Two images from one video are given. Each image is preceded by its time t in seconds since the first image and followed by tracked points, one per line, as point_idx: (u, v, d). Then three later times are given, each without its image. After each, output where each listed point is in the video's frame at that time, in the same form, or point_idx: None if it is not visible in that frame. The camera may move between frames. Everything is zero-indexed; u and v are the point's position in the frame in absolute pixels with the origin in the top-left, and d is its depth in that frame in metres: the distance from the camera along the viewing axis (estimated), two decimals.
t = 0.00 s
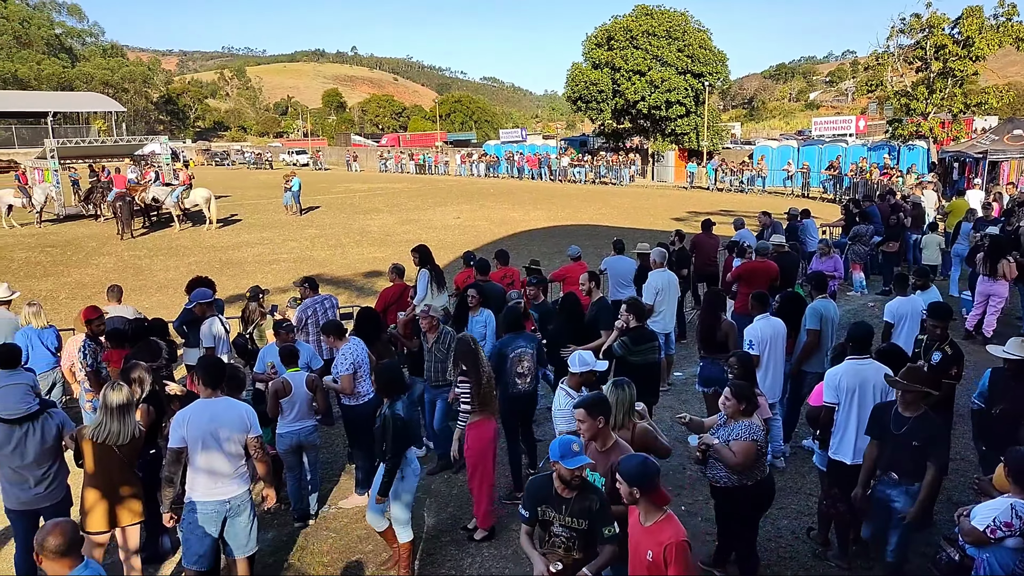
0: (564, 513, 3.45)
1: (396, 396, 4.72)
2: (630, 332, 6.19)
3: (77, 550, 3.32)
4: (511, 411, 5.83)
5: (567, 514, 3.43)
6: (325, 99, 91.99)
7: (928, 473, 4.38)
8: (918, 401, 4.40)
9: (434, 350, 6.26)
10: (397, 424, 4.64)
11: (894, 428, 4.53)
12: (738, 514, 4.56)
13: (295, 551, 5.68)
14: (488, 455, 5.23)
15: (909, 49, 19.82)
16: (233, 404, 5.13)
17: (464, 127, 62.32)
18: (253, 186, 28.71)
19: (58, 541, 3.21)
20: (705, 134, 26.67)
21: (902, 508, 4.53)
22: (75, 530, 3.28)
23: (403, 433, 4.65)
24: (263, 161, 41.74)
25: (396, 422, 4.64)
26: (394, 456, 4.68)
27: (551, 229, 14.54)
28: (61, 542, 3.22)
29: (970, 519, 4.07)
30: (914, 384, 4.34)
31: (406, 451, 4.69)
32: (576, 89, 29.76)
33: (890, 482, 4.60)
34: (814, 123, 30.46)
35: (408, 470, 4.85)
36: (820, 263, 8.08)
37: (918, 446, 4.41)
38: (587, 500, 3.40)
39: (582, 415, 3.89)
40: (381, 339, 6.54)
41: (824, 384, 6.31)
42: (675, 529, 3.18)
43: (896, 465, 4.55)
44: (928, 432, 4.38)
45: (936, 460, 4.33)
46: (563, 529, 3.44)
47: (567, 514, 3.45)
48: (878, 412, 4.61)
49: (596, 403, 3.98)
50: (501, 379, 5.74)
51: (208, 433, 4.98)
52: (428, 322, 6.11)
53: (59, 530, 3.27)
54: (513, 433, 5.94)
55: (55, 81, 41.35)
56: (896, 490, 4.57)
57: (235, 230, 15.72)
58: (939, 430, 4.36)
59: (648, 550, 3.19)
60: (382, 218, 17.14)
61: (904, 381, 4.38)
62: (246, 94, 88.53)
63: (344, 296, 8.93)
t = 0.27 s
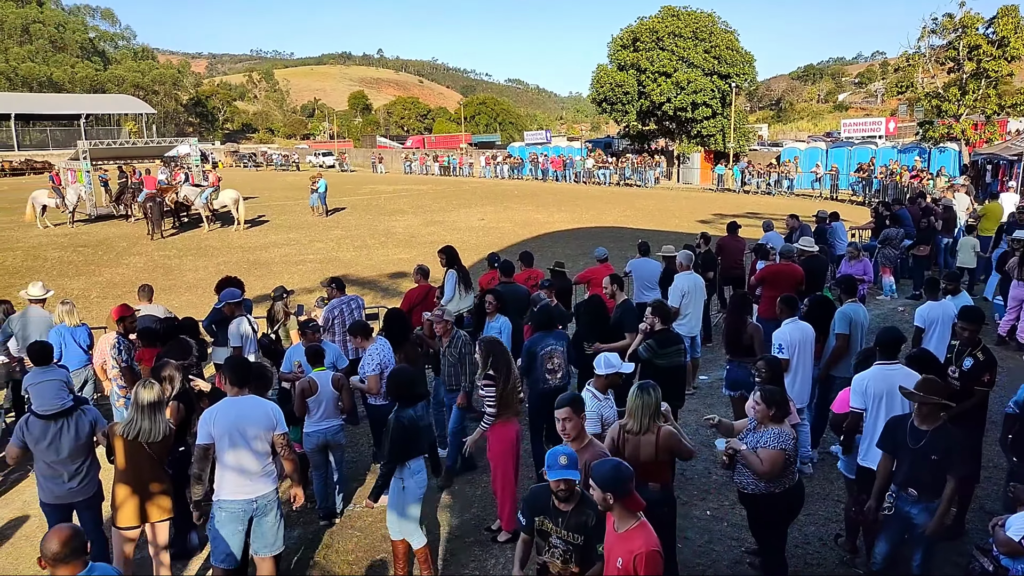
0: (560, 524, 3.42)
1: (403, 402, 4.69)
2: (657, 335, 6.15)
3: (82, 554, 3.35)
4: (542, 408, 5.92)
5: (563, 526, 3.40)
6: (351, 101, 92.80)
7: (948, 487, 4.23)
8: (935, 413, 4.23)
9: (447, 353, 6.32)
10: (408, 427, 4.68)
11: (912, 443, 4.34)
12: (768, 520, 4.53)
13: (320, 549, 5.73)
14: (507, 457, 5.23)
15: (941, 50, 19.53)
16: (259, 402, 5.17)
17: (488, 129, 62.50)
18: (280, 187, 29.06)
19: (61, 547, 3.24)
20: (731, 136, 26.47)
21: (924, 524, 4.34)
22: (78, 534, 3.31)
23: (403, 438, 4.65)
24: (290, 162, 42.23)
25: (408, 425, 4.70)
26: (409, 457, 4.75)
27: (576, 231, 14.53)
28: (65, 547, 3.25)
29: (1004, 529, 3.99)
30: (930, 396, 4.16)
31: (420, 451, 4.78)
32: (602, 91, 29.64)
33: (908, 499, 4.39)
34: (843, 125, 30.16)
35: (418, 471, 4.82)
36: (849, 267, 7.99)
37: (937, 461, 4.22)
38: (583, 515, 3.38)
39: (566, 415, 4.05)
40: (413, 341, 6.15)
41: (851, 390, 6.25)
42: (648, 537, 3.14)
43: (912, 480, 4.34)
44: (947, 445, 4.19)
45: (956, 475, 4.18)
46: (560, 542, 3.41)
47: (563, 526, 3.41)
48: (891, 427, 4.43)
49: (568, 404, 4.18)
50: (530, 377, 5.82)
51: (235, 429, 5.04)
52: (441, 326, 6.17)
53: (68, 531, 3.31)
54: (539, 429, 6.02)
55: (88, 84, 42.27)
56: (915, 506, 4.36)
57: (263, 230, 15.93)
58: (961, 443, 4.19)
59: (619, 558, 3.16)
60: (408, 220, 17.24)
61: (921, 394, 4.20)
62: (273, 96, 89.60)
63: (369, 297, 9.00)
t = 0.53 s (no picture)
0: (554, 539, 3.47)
1: (419, 404, 4.63)
2: (685, 336, 6.11)
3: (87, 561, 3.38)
4: (575, 405, 6.00)
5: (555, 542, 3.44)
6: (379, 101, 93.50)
7: (964, 506, 3.91)
8: (946, 429, 3.93)
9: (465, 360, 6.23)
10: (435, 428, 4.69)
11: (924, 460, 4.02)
12: (799, 526, 4.47)
13: (348, 544, 5.79)
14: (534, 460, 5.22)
15: (980, 48, 19.12)
16: (288, 398, 5.22)
17: (516, 129, 62.55)
18: (309, 186, 29.38)
19: (64, 555, 3.26)
20: (762, 136, 26.18)
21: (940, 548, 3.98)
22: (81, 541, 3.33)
23: (415, 439, 4.60)
24: (320, 161, 42.68)
25: (429, 428, 4.65)
26: (433, 458, 4.70)
27: (604, 230, 14.48)
28: (69, 554, 3.28)
29: None
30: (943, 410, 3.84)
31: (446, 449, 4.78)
32: (630, 90, 29.49)
33: (923, 521, 4.04)
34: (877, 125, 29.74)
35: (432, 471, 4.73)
36: (883, 269, 7.86)
37: (953, 479, 3.91)
38: (573, 535, 3.38)
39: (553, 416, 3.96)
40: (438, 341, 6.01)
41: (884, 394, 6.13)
42: (622, 556, 3.12)
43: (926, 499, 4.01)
44: (961, 463, 3.88)
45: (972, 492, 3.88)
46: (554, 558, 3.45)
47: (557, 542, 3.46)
48: (902, 442, 4.13)
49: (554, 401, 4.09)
50: (562, 374, 5.90)
51: (264, 424, 5.11)
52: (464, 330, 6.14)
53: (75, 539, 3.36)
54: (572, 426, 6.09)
55: (125, 84, 43.10)
56: (931, 529, 4.01)
57: (294, 229, 16.12)
58: (977, 461, 3.88)
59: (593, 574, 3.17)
60: (435, 219, 17.32)
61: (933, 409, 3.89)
62: (304, 96, 90.59)
63: (397, 295, 9.07)
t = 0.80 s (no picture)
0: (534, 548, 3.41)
1: (435, 407, 4.62)
2: (710, 337, 6.08)
3: (92, 561, 3.40)
4: (598, 407, 5.98)
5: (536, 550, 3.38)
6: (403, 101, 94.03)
7: (989, 517, 3.95)
8: (963, 440, 3.89)
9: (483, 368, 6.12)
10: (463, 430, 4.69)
11: (939, 473, 4.02)
12: (825, 531, 4.41)
13: (372, 541, 5.84)
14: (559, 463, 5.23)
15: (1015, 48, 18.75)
16: (314, 395, 5.29)
17: (540, 130, 62.52)
18: (334, 186, 29.62)
19: (68, 554, 3.30)
20: (789, 137, 25.91)
21: (963, 562, 4.02)
22: (84, 542, 3.36)
23: (428, 442, 4.57)
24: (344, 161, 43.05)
25: (446, 432, 4.62)
26: (454, 463, 4.65)
27: (628, 232, 14.44)
28: (74, 554, 3.31)
29: None
30: (960, 423, 3.81)
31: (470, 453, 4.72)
32: (655, 91, 29.34)
33: (941, 534, 4.08)
34: (907, 127, 29.30)
35: (452, 475, 4.66)
36: (911, 272, 7.76)
37: (972, 490, 3.92)
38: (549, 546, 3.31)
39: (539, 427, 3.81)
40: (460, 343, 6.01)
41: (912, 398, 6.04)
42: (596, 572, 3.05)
43: (943, 512, 4.03)
44: (980, 475, 3.89)
45: (995, 504, 3.91)
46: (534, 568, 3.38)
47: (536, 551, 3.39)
48: (914, 453, 4.09)
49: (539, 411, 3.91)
50: (587, 376, 5.90)
51: (289, 421, 5.16)
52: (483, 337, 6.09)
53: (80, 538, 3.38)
54: (596, 426, 6.09)
55: (154, 85, 43.82)
56: (949, 542, 4.05)
57: (319, 228, 16.27)
58: (992, 469, 3.89)
59: None
60: (458, 219, 17.38)
61: (949, 421, 3.85)
62: (329, 96, 91.41)
63: (420, 295, 9.12)
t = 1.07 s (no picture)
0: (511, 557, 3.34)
1: (452, 411, 4.60)
2: (733, 340, 6.02)
3: (106, 558, 3.43)
4: (622, 409, 5.95)
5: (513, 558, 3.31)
6: (426, 102, 94.43)
7: (1019, 547, 3.81)
8: (993, 463, 3.78)
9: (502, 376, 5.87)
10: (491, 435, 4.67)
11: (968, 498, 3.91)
12: (854, 537, 4.36)
13: (395, 540, 5.87)
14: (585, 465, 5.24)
15: None
16: (339, 394, 5.32)
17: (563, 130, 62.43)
18: (357, 186, 29.85)
19: (83, 550, 3.33)
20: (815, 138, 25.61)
21: None
22: (98, 541, 3.38)
23: (444, 444, 4.58)
24: (368, 162, 43.33)
25: (466, 437, 4.59)
26: (479, 467, 4.62)
27: (651, 233, 14.37)
28: (90, 550, 3.34)
29: None
30: (991, 444, 3.70)
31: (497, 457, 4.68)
32: (679, 91, 29.16)
33: (968, 563, 3.97)
34: (937, 128, 28.81)
35: (477, 478, 4.63)
36: (941, 276, 7.63)
37: (1002, 518, 3.82)
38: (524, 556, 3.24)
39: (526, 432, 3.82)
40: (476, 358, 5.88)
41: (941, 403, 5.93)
42: None
43: (972, 539, 3.92)
44: (1010, 500, 3.79)
45: None
46: None
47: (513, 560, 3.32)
48: (941, 476, 3.98)
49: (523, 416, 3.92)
50: (611, 376, 5.89)
51: (315, 420, 5.19)
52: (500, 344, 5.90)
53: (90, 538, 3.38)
54: (619, 429, 6.04)
55: (182, 86, 44.45)
56: (977, 571, 3.94)
57: (343, 228, 16.39)
58: None
59: None
60: (481, 220, 17.42)
61: (978, 443, 3.75)
62: (353, 97, 92.08)
63: (443, 295, 9.14)
